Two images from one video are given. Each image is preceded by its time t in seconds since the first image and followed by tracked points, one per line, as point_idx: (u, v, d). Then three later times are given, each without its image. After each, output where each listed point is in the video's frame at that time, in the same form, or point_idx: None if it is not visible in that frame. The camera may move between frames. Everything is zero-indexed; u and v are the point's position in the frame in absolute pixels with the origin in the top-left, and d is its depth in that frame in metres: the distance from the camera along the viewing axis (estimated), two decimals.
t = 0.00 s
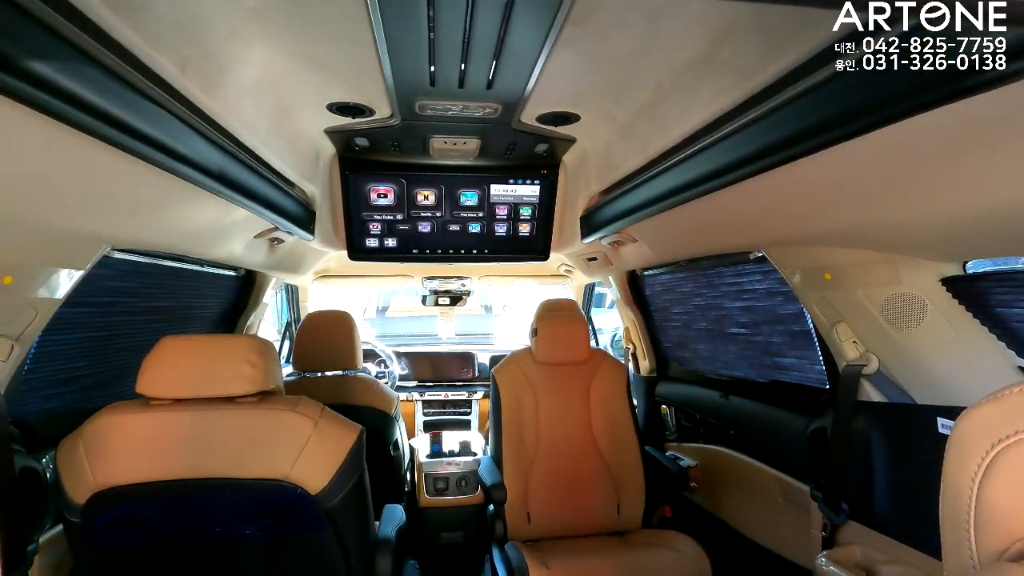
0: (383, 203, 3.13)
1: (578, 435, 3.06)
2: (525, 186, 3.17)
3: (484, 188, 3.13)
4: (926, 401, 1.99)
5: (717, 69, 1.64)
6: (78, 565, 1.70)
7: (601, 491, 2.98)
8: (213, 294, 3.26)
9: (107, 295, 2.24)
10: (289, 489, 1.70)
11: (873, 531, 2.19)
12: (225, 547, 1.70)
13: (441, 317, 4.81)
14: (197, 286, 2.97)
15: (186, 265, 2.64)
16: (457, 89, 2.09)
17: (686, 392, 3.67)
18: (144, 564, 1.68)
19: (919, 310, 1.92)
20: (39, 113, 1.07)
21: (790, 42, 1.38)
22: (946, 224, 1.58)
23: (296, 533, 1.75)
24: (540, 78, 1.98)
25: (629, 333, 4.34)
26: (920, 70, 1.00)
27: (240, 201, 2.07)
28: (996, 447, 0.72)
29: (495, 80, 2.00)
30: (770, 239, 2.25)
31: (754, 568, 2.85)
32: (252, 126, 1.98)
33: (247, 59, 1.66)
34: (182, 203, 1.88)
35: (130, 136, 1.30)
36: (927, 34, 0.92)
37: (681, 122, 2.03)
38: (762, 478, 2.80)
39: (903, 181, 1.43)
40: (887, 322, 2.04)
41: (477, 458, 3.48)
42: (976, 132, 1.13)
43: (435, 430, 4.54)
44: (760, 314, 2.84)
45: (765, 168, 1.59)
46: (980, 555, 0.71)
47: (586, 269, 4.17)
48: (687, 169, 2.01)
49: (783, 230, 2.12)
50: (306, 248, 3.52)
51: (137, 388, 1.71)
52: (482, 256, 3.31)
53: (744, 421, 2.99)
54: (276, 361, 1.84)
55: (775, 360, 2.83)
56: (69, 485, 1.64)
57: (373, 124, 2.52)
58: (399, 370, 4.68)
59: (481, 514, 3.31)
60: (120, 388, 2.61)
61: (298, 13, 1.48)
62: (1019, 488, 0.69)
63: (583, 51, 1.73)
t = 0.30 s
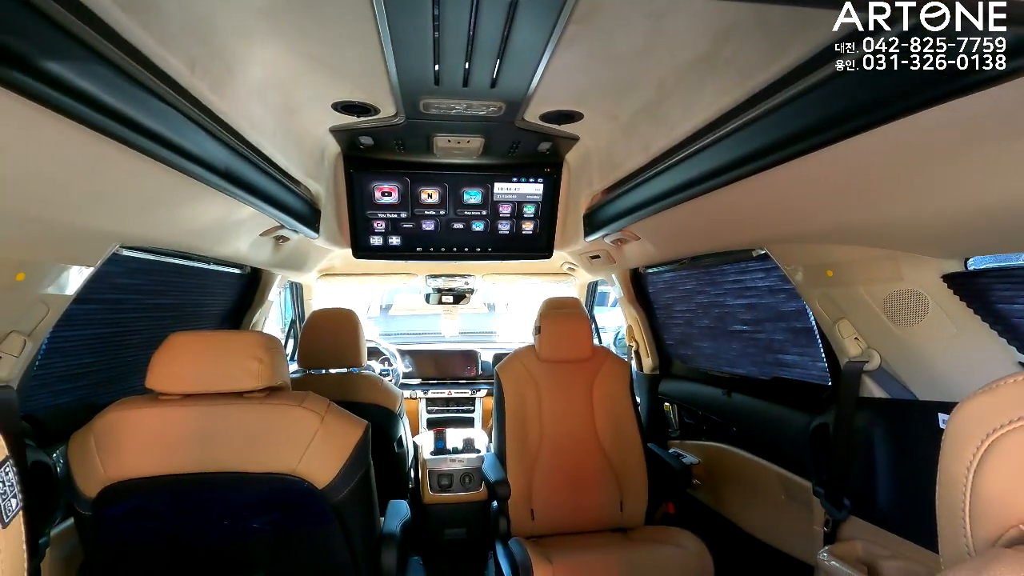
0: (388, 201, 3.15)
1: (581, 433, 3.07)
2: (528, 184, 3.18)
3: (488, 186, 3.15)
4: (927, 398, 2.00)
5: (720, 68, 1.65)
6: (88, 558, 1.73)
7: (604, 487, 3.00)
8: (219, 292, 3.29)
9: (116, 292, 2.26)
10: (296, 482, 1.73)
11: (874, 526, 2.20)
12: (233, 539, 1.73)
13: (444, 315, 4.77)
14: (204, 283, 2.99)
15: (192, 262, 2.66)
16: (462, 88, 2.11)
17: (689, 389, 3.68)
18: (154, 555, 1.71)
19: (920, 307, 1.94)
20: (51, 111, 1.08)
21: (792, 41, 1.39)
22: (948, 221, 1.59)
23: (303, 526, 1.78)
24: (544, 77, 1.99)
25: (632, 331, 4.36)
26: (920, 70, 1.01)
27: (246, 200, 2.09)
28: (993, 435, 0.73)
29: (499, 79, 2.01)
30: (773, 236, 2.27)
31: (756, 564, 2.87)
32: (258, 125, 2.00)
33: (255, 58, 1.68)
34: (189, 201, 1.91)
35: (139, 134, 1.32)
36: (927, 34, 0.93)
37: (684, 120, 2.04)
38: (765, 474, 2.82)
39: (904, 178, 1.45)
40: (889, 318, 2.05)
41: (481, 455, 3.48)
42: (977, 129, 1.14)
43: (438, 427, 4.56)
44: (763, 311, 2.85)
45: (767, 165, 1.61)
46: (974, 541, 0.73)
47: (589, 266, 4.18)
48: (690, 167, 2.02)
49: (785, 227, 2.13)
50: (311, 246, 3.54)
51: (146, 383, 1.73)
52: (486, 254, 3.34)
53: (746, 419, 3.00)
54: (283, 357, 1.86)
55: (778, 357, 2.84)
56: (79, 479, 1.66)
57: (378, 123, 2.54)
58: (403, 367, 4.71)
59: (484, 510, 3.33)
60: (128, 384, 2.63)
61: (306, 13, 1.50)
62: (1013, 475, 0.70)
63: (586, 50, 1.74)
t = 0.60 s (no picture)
0: (392, 202, 3.17)
1: (585, 432, 3.09)
2: (532, 185, 3.20)
3: (492, 187, 3.17)
4: (929, 397, 2.02)
5: (722, 69, 1.67)
6: (101, 555, 1.75)
7: (608, 486, 3.02)
8: (226, 292, 3.32)
9: (126, 293, 2.29)
10: (304, 481, 1.75)
11: (877, 524, 2.22)
12: (243, 537, 1.76)
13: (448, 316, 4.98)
14: (211, 284, 3.02)
15: (202, 263, 2.70)
16: (467, 90, 2.13)
17: (692, 389, 3.70)
18: (166, 552, 1.74)
19: (921, 306, 1.96)
20: (66, 117, 1.10)
21: (793, 45, 1.41)
22: (949, 222, 1.60)
23: (311, 524, 1.80)
24: (549, 79, 2.01)
25: (635, 331, 4.38)
26: (921, 70, 1.02)
27: (255, 202, 2.12)
28: (991, 432, 0.75)
29: (503, 81, 2.03)
30: (776, 236, 2.28)
31: (759, 562, 2.89)
32: (266, 128, 2.02)
33: (263, 62, 1.70)
34: (198, 204, 1.93)
35: (151, 138, 1.34)
36: (927, 34, 0.92)
37: (687, 122, 2.05)
38: (768, 473, 2.83)
39: (906, 179, 1.46)
40: (891, 318, 2.06)
41: (486, 454, 3.52)
42: (978, 131, 1.16)
43: (443, 426, 4.58)
44: (766, 310, 2.87)
45: (770, 167, 1.62)
46: (970, 537, 0.75)
47: (593, 267, 4.20)
48: (693, 168, 2.04)
49: (788, 228, 2.14)
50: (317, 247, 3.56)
51: (158, 383, 1.76)
52: (490, 256, 3.34)
53: (749, 418, 3.02)
54: (291, 358, 1.88)
55: (781, 357, 2.86)
56: (93, 478, 1.69)
57: (382, 125, 2.57)
58: (407, 367, 4.73)
59: (489, 509, 3.36)
60: (137, 384, 2.66)
61: (314, 18, 1.53)
62: (1008, 473, 0.72)
63: (591, 52, 1.76)
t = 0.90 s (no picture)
0: (396, 202, 3.18)
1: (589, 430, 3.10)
2: (536, 184, 3.21)
3: (495, 186, 3.18)
4: (934, 393, 2.02)
5: (726, 68, 1.68)
6: (111, 551, 1.77)
7: (612, 483, 3.03)
8: (231, 292, 3.33)
9: (135, 292, 2.31)
10: (312, 477, 1.76)
11: (882, 521, 2.22)
12: (252, 532, 1.77)
13: (453, 314, 4.93)
14: (217, 283, 3.04)
15: (207, 263, 2.71)
16: (472, 90, 2.14)
17: (697, 387, 3.71)
18: (175, 548, 1.76)
19: (926, 303, 1.96)
20: (80, 117, 1.12)
21: (797, 44, 1.42)
22: (953, 219, 1.61)
23: (319, 519, 1.82)
24: (553, 78, 2.02)
25: (639, 329, 4.39)
26: (920, 70, 1.03)
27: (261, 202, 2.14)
28: (995, 424, 0.76)
29: (508, 81, 2.05)
30: (780, 235, 2.29)
31: (764, 559, 2.90)
32: (273, 128, 2.04)
33: (270, 62, 1.72)
34: (206, 203, 1.94)
35: (162, 138, 1.36)
36: (926, 35, 0.93)
37: (691, 121, 2.06)
38: (772, 471, 2.84)
39: (910, 176, 1.47)
40: (896, 315, 2.07)
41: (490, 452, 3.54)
42: (981, 128, 1.17)
43: (446, 425, 4.58)
44: (770, 309, 2.87)
45: (774, 165, 1.63)
46: (976, 526, 0.77)
47: (596, 266, 4.21)
48: (697, 166, 2.04)
49: (792, 226, 2.15)
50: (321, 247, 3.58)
51: (167, 381, 1.77)
52: (494, 254, 3.37)
53: (754, 416, 3.03)
54: (298, 355, 1.90)
55: (785, 355, 2.86)
56: (103, 474, 1.71)
57: (387, 125, 2.58)
58: (411, 366, 4.74)
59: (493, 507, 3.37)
60: (144, 383, 2.68)
61: (322, 19, 1.54)
62: (1012, 464, 0.74)
63: (595, 52, 1.77)
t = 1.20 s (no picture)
0: (399, 202, 3.20)
1: (591, 429, 3.10)
2: (538, 184, 3.22)
3: (497, 186, 3.19)
4: (935, 392, 2.02)
5: (726, 67, 1.68)
6: (115, 549, 1.78)
7: (614, 483, 3.03)
8: (234, 292, 3.35)
9: (139, 292, 2.33)
10: (313, 476, 1.77)
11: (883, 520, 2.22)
12: (254, 531, 1.78)
13: (455, 314, 4.92)
14: (221, 283, 3.06)
15: (211, 263, 2.73)
16: (472, 91, 2.15)
17: (699, 387, 3.72)
18: (179, 546, 1.77)
19: (927, 302, 1.97)
20: (85, 117, 1.13)
21: (796, 43, 1.42)
22: (953, 218, 1.61)
23: (321, 518, 1.83)
24: (554, 78, 2.03)
25: (641, 329, 4.40)
26: (921, 70, 1.04)
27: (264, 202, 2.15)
28: (990, 421, 0.77)
29: (509, 82, 2.06)
30: (781, 234, 2.29)
31: (765, 558, 2.90)
32: (275, 129, 2.05)
33: (273, 63, 1.73)
34: (209, 203, 1.96)
35: (165, 138, 1.37)
36: (926, 35, 0.94)
37: (692, 120, 2.07)
38: (774, 470, 2.84)
39: (909, 175, 1.48)
40: (897, 314, 2.07)
41: (492, 451, 3.54)
42: (979, 126, 1.17)
43: (449, 424, 4.60)
44: (772, 308, 2.87)
45: (774, 164, 1.64)
46: (972, 522, 0.77)
47: (598, 266, 4.22)
48: (698, 166, 2.05)
49: (793, 225, 2.15)
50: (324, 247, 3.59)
51: (171, 380, 1.79)
52: (495, 254, 3.39)
53: (756, 415, 3.03)
54: (300, 354, 1.91)
55: (787, 354, 2.86)
56: (108, 472, 1.72)
57: (388, 126, 2.59)
58: (413, 366, 4.75)
59: (495, 507, 3.37)
60: (148, 382, 2.70)
61: (324, 21, 1.55)
62: (1007, 458, 0.74)
63: (596, 52, 1.78)
